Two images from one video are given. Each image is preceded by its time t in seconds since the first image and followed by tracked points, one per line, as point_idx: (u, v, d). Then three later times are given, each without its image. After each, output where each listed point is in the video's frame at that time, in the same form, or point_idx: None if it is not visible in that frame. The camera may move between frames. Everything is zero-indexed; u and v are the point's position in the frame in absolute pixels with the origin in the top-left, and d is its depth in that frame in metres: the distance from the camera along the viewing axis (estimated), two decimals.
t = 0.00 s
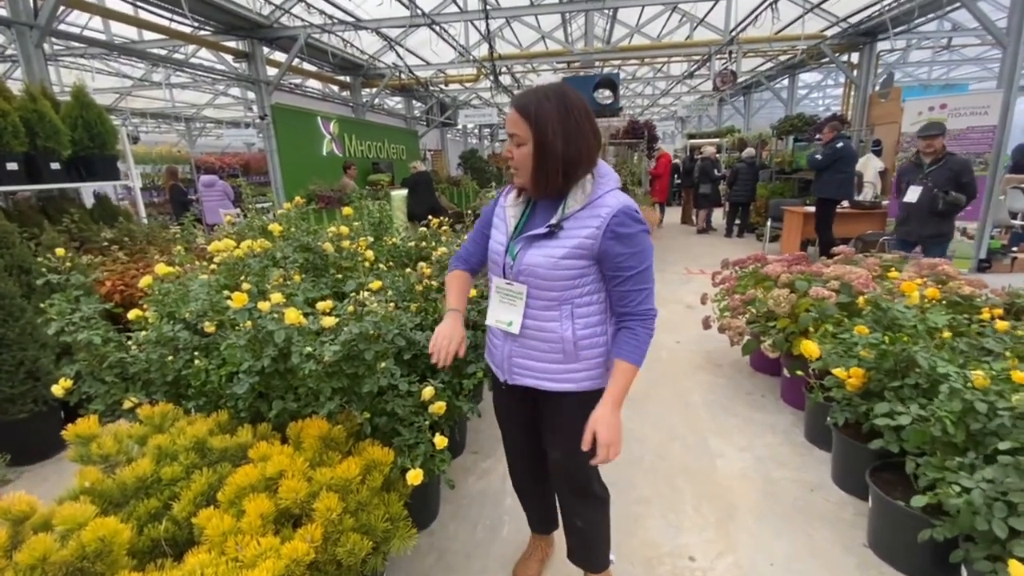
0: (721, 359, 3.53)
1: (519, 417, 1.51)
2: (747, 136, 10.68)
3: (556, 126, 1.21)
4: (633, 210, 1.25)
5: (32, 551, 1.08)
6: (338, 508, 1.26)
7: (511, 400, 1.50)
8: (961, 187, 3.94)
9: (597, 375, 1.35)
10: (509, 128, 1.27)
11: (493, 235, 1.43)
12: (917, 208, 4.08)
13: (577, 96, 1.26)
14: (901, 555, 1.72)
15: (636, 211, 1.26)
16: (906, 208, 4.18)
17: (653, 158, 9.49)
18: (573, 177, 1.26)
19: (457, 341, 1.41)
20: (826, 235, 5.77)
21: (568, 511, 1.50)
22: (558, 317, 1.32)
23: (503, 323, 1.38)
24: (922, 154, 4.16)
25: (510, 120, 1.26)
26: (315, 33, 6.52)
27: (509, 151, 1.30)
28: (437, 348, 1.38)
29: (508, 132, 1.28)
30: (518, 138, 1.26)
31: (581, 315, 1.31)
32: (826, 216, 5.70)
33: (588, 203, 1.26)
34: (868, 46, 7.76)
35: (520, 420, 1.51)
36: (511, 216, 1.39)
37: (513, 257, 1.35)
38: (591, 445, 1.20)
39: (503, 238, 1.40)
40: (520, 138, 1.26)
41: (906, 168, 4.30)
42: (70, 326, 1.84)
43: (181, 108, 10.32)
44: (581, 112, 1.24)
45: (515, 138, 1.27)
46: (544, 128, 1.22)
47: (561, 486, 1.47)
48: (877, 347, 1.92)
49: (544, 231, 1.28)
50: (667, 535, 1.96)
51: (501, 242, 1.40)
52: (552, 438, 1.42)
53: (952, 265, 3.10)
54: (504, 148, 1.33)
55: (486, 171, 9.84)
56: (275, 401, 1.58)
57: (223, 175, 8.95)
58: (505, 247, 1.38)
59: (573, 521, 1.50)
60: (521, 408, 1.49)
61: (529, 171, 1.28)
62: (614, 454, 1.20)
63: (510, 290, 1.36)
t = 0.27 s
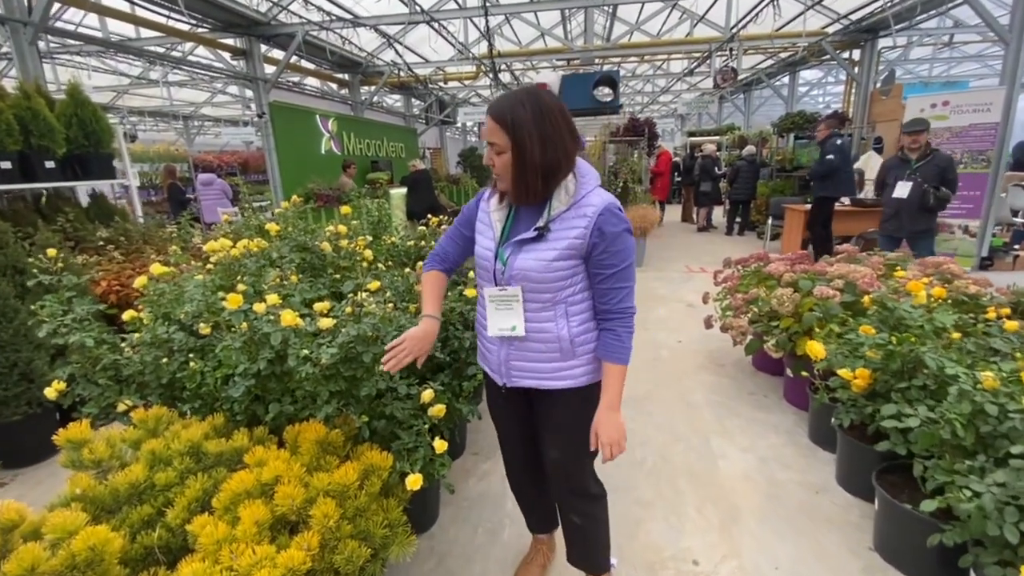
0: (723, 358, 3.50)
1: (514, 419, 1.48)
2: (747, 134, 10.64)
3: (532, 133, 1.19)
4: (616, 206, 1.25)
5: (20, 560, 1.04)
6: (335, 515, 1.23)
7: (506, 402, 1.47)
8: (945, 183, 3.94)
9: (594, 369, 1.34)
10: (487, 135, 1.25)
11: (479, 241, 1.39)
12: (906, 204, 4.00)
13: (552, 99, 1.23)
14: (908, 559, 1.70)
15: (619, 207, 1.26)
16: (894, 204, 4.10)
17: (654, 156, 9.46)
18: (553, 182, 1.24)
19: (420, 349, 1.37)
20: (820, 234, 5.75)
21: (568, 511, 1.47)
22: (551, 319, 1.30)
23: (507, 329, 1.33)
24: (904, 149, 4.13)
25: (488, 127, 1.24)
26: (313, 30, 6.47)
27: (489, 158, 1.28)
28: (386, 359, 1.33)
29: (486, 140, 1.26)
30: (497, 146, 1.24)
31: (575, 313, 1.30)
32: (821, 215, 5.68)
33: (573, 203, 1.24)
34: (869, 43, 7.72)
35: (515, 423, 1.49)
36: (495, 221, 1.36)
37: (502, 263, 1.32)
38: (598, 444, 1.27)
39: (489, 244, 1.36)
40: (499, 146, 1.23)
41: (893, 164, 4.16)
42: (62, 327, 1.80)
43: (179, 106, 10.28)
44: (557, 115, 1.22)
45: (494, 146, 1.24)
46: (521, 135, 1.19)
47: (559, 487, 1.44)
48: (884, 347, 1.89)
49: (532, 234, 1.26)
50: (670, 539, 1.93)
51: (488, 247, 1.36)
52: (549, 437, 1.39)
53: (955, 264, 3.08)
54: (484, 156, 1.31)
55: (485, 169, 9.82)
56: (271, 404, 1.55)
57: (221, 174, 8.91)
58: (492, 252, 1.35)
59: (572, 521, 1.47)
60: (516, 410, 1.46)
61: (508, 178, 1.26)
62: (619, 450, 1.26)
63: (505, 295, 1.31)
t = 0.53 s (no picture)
0: (724, 358, 3.48)
1: (507, 421, 1.46)
2: (748, 132, 10.61)
3: (513, 137, 1.16)
4: (602, 206, 1.23)
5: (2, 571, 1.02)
6: (326, 522, 1.21)
7: (497, 404, 1.44)
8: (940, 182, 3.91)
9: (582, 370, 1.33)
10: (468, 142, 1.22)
11: (467, 243, 1.37)
12: (903, 203, 3.96)
13: (532, 102, 1.20)
14: (911, 564, 1.67)
15: (604, 208, 1.23)
16: (890, 203, 4.06)
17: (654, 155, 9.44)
18: (538, 186, 1.22)
19: (402, 329, 1.38)
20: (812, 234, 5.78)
21: (562, 512, 1.44)
22: (539, 321, 1.28)
23: (493, 334, 1.30)
24: (897, 148, 4.08)
25: (469, 133, 1.21)
26: (311, 28, 6.44)
27: (472, 164, 1.25)
28: (365, 338, 1.36)
29: (469, 146, 1.23)
30: (479, 152, 1.21)
31: (564, 314, 1.28)
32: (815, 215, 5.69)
33: (558, 205, 1.22)
34: (871, 41, 7.67)
35: (507, 425, 1.46)
36: (483, 223, 1.34)
37: (488, 266, 1.30)
38: (565, 438, 1.27)
39: (477, 246, 1.34)
40: (481, 152, 1.21)
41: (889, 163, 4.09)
42: (52, 330, 1.78)
43: (177, 105, 10.25)
44: (537, 119, 1.18)
45: (476, 153, 1.22)
46: (502, 142, 1.16)
47: (552, 487, 1.41)
48: (886, 349, 1.86)
49: (518, 236, 1.23)
50: (669, 543, 1.90)
51: (475, 248, 1.34)
52: (541, 438, 1.37)
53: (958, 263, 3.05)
54: (467, 161, 1.28)
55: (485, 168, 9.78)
56: (263, 408, 1.52)
57: (220, 173, 8.89)
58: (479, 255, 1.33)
59: (566, 522, 1.45)
60: (508, 411, 1.44)
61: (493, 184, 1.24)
62: (586, 448, 1.26)
63: (492, 299, 1.29)
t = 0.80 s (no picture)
0: (724, 358, 3.45)
1: (501, 422, 1.43)
2: (748, 130, 10.58)
3: (497, 136, 1.13)
4: (591, 205, 1.20)
5: None
6: (318, 528, 1.18)
7: (490, 405, 1.42)
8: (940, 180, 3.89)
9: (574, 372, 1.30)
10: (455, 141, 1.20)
11: (457, 243, 1.35)
12: (904, 202, 3.93)
13: (518, 101, 1.17)
14: (913, 569, 1.65)
15: (594, 207, 1.21)
16: (891, 202, 4.02)
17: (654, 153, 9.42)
18: (524, 186, 1.19)
19: (388, 316, 1.39)
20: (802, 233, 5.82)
21: (556, 513, 1.42)
22: (530, 323, 1.25)
23: (474, 334, 1.29)
24: (896, 146, 4.04)
25: (455, 132, 1.19)
26: (309, 26, 6.41)
27: (459, 164, 1.23)
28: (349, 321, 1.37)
29: (455, 146, 1.21)
30: (464, 152, 1.19)
31: (555, 314, 1.25)
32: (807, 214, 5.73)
33: (547, 205, 1.19)
34: (872, 38, 7.63)
35: (499, 426, 1.44)
36: (472, 223, 1.31)
37: (477, 267, 1.27)
38: (561, 440, 1.25)
39: (466, 247, 1.32)
40: (466, 152, 1.19)
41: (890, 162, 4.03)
42: (42, 331, 1.75)
43: (176, 103, 10.23)
44: (523, 118, 1.16)
45: (462, 152, 1.20)
46: (485, 141, 1.14)
47: (547, 488, 1.39)
48: (888, 351, 1.83)
49: (506, 237, 1.21)
50: (668, 546, 1.88)
51: (465, 249, 1.32)
52: (535, 439, 1.35)
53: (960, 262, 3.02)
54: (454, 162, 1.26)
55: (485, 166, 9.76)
56: (255, 410, 1.50)
57: (219, 171, 8.87)
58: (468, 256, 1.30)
59: (561, 523, 1.42)
60: (501, 412, 1.42)
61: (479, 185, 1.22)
62: (583, 450, 1.24)
63: (478, 300, 1.27)
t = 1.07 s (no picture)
0: (725, 357, 3.43)
1: (500, 423, 1.41)
2: (750, 127, 10.54)
3: (491, 133, 1.11)
4: (589, 202, 1.18)
5: None
6: (314, 530, 1.16)
7: (489, 405, 1.40)
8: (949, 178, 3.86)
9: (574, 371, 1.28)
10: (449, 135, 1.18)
11: (454, 241, 1.33)
12: (914, 199, 3.90)
13: (513, 96, 1.14)
14: (919, 571, 1.63)
15: (592, 203, 1.19)
16: (899, 199, 3.99)
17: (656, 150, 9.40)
18: (517, 182, 1.16)
19: (381, 312, 1.38)
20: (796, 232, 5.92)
21: (557, 513, 1.40)
22: (529, 322, 1.23)
23: (483, 334, 1.26)
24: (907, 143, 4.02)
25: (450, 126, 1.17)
26: (308, 23, 6.38)
27: (454, 158, 1.21)
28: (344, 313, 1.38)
29: (449, 140, 1.19)
30: (459, 146, 1.17)
31: (553, 313, 1.23)
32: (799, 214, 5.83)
33: (544, 201, 1.17)
34: (875, 34, 7.57)
35: (498, 426, 1.42)
36: (468, 220, 1.29)
37: (474, 266, 1.25)
38: (559, 441, 1.23)
39: (463, 244, 1.30)
40: (460, 146, 1.17)
41: (900, 157, 4.00)
42: (36, 331, 1.74)
43: (176, 101, 10.21)
44: (518, 114, 1.13)
45: (456, 146, 1.18)
46: (479, 137, 1.12)
47: (547, 488, 1.37)
48: (893, 350, 1.81)
49: (503, 235, 1.19)
50: (669, 548, 1.86)
51: (462, 247, 1.30)
52: (534, 438, 1.33)
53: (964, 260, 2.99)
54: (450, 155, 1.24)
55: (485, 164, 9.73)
56: (252, 410, 1.48)
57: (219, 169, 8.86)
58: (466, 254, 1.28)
59: (561, 523, 1.40)
60: (501, 413, 1.40)
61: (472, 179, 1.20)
62: (581, 450, 1.22)
63: (478, 299, 1.25)
